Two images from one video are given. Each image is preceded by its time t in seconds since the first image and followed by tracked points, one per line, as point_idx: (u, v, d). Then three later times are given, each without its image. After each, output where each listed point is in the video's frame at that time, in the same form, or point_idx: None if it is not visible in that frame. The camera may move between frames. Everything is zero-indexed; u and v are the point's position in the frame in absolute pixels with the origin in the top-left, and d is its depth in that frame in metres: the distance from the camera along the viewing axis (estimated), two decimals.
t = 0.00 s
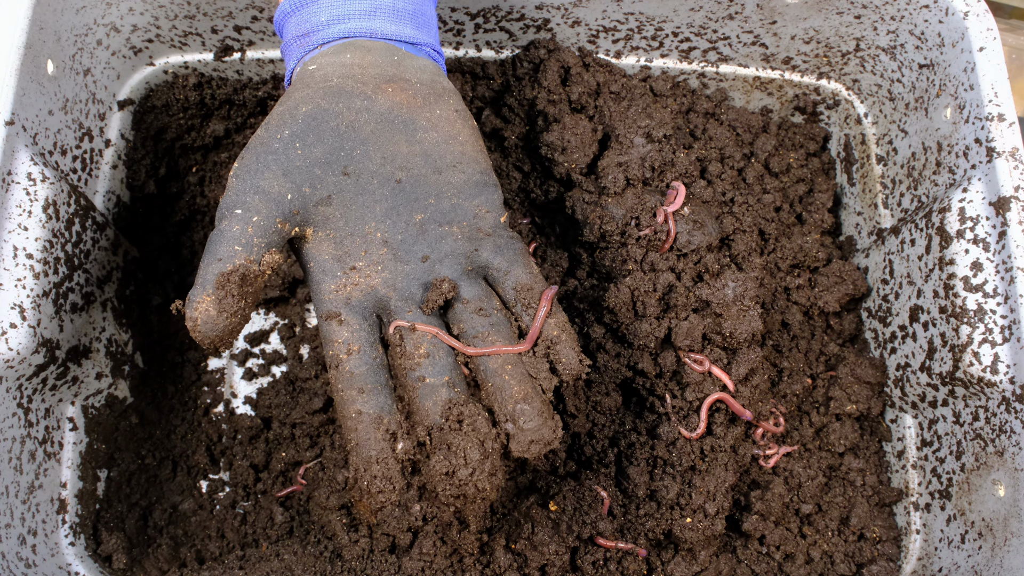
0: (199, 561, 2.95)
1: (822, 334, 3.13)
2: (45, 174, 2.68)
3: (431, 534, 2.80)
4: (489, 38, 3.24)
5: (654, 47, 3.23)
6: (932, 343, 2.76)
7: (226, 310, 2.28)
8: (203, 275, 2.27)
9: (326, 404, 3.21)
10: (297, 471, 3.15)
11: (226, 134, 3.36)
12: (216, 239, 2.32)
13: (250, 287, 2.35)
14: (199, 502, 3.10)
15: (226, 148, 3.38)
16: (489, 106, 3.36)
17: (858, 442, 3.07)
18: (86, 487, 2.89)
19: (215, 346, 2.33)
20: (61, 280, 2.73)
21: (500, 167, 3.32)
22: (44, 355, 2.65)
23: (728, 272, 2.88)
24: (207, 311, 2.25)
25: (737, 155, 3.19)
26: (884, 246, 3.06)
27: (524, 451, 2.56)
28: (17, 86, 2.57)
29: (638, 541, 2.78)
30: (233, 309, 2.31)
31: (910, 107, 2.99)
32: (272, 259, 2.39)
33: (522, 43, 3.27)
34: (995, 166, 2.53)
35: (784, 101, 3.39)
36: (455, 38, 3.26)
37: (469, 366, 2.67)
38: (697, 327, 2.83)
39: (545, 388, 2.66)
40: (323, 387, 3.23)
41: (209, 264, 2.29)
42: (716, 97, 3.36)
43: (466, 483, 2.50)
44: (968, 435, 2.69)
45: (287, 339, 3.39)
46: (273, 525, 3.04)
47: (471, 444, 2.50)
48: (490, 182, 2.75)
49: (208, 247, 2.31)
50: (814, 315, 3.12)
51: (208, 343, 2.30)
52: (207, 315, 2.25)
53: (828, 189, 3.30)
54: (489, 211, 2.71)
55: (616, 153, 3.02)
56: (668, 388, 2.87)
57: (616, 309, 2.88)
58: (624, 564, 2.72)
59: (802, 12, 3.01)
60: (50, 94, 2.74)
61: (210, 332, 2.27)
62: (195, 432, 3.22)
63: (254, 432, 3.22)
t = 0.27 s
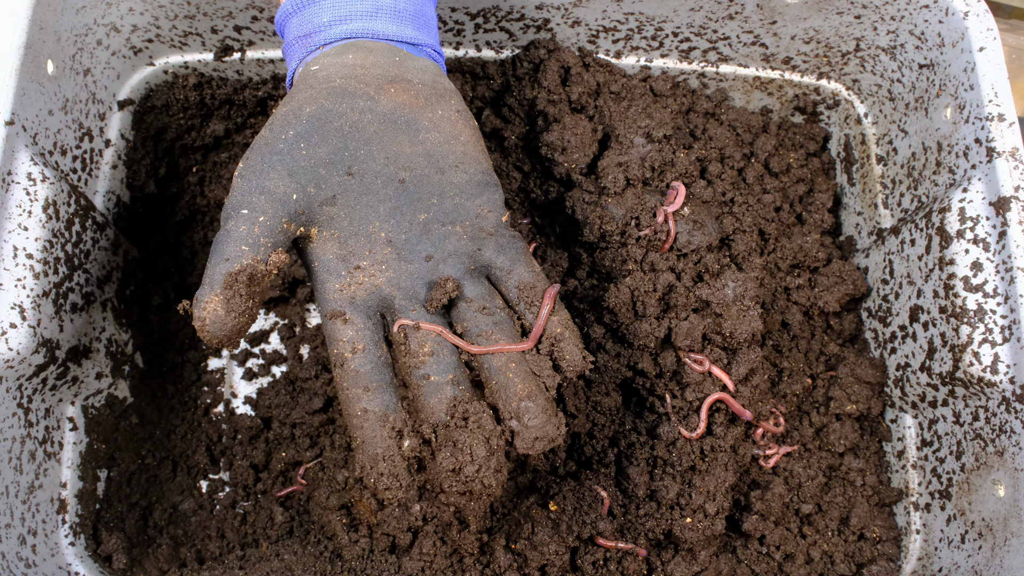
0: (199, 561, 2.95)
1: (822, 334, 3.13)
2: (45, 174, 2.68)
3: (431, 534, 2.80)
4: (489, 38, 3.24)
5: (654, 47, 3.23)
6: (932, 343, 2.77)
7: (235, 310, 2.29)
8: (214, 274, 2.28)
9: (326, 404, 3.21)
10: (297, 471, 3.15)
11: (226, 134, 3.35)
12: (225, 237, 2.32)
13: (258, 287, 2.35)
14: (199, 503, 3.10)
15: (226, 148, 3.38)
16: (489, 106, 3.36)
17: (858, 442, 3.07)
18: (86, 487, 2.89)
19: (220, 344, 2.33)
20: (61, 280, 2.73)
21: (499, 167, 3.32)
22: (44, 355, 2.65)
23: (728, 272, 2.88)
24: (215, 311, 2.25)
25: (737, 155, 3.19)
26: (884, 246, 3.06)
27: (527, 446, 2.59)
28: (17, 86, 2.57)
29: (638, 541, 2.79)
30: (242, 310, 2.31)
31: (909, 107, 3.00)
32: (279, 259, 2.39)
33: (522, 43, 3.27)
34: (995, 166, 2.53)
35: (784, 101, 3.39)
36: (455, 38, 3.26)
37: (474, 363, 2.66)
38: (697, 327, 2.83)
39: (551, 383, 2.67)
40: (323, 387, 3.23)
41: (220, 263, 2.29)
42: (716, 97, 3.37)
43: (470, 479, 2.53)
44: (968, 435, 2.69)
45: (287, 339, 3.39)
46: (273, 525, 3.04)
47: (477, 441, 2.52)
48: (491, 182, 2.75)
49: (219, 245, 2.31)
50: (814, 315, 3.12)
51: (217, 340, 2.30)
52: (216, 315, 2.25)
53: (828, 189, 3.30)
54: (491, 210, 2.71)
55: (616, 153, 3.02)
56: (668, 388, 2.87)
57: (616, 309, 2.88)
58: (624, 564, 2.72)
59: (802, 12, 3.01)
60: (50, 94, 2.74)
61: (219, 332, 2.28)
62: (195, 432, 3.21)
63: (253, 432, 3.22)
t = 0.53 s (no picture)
0: (199, 561, 2.97)
1: (822, 334, 3.13)
2: (45, 174, 2.68)
3: (431, 534, 2.81)
4: (489, 38, 3.24)
5: (654, 47, 3.23)
6: (932, 343, 2.76)
7: (354, 321, 2.25)
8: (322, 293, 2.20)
9: (326, 405, 3.17)
10: (297, 471, 3.14)
11: (226, 134, 3.35)
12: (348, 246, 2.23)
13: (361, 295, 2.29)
14: (199, 502, 3.10)
15: (226, 148, 3.37)
16: (489, 106, 3.36)
17: (858, 442, 3.07)
18: (86, 487, 2.91)
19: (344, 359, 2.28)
20: (61, 280, 2.74)
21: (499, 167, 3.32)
22: (44, 355, 2.64)
23: (728, 272, 2.89)
24: (338, 329, 2.21)
25: (737, 155, 3.20)
26: (884, 246, 3.06)
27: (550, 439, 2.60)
28: (18, 86, 2.57)
29: (638, 541, 2.79)
30: (357, 318, 2.26)
31: (909, 107, 2.99)
32: (367, 265, 2.30)
33: (522, 43, 3.27)
34: (995, 166, 2.53)
35: (784, 101, 3.39)
36: (455, 38, 3.26)
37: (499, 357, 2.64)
38: (697, 327, 2.82)
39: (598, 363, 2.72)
40: (323, 387, 3.20)
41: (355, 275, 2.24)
42: (716, 97, 3.37)
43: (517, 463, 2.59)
44: (968, 435, 2.69)
45: (287, 339, 3.39)
46: (273, 525, 3.04)
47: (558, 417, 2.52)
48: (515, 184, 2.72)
49: (320, 257, 2.21)
50: (814, 315, 3.12)
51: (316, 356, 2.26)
52: (338, 333, 2.21)
53: (828, 189, 3.30)
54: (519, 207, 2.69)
55: (616, 153, 3.01)
56: (668, 388, 2.85)
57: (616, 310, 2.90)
58: (624, 564, 2.72)
59: (802, 12, 3.01)
60: (50, 94, 2.75)
61: (342, 348, 2.23)
62: (195, 432, 3.21)
63: (253, 432, 3.20)
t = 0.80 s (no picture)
0: (199, 561, 2.99)
1: (822, 334, 3.13)
2: (45, 174, 2.68)
3: (431, 534, 2.82)
4: (489, 37, 3.24)
5: (654, 47, 3.23)
6: (932, 343, 2.76)
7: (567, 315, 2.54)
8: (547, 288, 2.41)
9: (326, 405, 3.19)
10: (297, 471, 3.13)
11: (226, 134, 3.35)
12: (558, 250, 2.45)
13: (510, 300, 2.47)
14: (199, 502, 3.11)
15: (226, 148, 3.39)
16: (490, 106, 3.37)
17: (858, 442, 3.07)
18: (86, 487, 2.90)
19: (524, 365, 2.46)
20: (61, 280, 2.74)
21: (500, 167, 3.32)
22: (44, 355, 2.64)
23: (728, 272, 2.89)
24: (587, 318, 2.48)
25: (737, 155, 3.20)
26: (884, 246, 3.06)
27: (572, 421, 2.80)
28: (18, 86, 2.58)
29: (638, 541, 2.78)
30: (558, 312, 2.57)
31: (910, 107, 2.99)
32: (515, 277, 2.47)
33: (522, 43, 3.27)
34: (995, 165, 2.53)
35: (784, 101, 3.39)
36: (455, 38, 3.24)
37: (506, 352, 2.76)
38: (697, 327, 2.83)
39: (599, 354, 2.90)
40: (323, 388, 3.22)
41: (572, 276, 2.47)
42: (716, 97, 3.37)
43: (573, 440, 2.67)
44: (968, 435, 2.68)
45: (287, 339, 3.40)
46: (273, 525, 3.04)
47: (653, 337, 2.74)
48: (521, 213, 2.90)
49: (546, 261, 2.42)
50: (814, 315, 3.13)
51: (532, 361, 2.45)
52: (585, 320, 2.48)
53: (828, 189, 3.30)
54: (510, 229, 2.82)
55: (616, 153, 3.01)
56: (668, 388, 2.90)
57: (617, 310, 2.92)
58: (624, 564, 2.72)
59: (802, 12, 3.01)
60: (50, 94, 2.75)
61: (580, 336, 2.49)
62: (194, 432, 3.23)
63: (254, 432, 3.21)
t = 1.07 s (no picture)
0: (199, 561, 2.99)
1: (822, 334, 3.14)
2: (45, 174, 2.68)
3: (431, 534, 2.82)
4: (489, 37, 3.24)
5: (654, 47, 3.23)
6: (932, 343, 2.77)
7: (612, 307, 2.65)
8: (623, 274, 2.58)
9: (326, 404, 3.18)
10: (297, 471, 3.13)
11: (226, 134, 3.35)
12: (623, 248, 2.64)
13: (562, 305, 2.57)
14: (199, 502, 3.12)
15: (226, 148, 3.40)
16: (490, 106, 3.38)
17: (858, 442, 3.07)
18: (86, 487, 2.90)
19: (582, 350, 2.45)
20: (61, 280, 2.73)
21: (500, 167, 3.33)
22: (44, 355, 2.64)
23: (728, 273, 2.87)
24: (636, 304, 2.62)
25: (737, 155, 3.20)
26: (884, 246, 3.06)
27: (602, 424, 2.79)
28: (17, 86, 2.57)
29: (638, 541, 2.77)
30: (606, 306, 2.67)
31: (910, 107, 2.99)
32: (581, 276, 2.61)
33: (522, 43, 3.27)
34: (995, 165, 2.52)
35: (784, 101, 3.39)
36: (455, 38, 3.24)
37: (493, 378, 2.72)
38: (697, 327, 2.87)
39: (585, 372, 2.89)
40: (323, 388, 3.21)
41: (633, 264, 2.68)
42: (716, 97, 3.37)
43: (628, 423, 2.60)
44: (968, 435, 2.68)
45: (287, 339, 3.41)
46: (273, 525, 3.05)
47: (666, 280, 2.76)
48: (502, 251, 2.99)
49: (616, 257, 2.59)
50: (814, 315, 3.13)
51: (586, 346, 2.46)
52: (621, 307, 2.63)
53: (828, 188, 3.30)
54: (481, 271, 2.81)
55: (616, 153, 3.05)
56: (668, 388, 2.92)
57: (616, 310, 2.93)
58: (624, 564, 2.72)
59: (802, 12, 3.01)
60: (50, 94, 2.75)
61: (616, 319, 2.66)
62: (194, 432, 3.23)
63: (254, 432, 3.21)
